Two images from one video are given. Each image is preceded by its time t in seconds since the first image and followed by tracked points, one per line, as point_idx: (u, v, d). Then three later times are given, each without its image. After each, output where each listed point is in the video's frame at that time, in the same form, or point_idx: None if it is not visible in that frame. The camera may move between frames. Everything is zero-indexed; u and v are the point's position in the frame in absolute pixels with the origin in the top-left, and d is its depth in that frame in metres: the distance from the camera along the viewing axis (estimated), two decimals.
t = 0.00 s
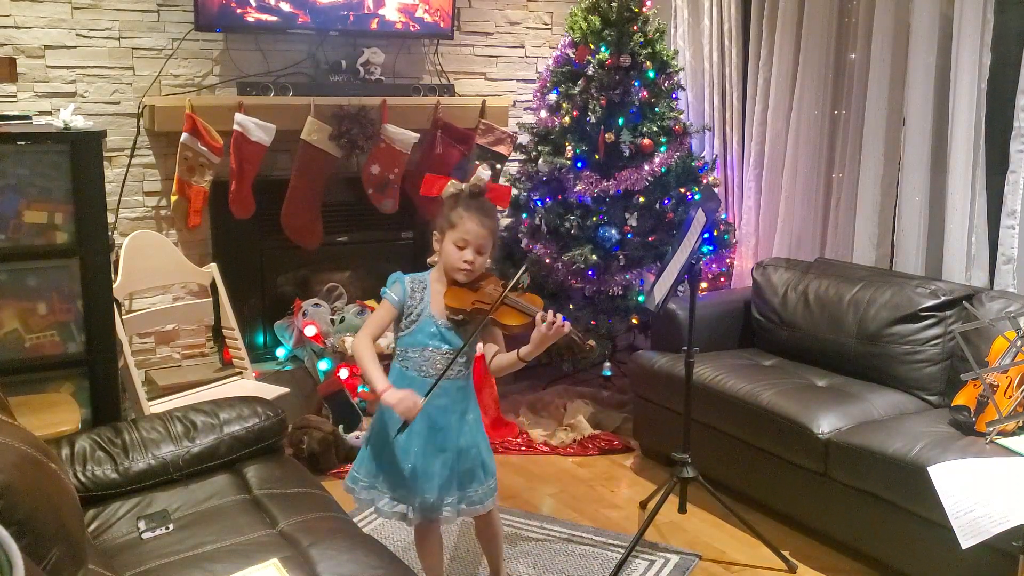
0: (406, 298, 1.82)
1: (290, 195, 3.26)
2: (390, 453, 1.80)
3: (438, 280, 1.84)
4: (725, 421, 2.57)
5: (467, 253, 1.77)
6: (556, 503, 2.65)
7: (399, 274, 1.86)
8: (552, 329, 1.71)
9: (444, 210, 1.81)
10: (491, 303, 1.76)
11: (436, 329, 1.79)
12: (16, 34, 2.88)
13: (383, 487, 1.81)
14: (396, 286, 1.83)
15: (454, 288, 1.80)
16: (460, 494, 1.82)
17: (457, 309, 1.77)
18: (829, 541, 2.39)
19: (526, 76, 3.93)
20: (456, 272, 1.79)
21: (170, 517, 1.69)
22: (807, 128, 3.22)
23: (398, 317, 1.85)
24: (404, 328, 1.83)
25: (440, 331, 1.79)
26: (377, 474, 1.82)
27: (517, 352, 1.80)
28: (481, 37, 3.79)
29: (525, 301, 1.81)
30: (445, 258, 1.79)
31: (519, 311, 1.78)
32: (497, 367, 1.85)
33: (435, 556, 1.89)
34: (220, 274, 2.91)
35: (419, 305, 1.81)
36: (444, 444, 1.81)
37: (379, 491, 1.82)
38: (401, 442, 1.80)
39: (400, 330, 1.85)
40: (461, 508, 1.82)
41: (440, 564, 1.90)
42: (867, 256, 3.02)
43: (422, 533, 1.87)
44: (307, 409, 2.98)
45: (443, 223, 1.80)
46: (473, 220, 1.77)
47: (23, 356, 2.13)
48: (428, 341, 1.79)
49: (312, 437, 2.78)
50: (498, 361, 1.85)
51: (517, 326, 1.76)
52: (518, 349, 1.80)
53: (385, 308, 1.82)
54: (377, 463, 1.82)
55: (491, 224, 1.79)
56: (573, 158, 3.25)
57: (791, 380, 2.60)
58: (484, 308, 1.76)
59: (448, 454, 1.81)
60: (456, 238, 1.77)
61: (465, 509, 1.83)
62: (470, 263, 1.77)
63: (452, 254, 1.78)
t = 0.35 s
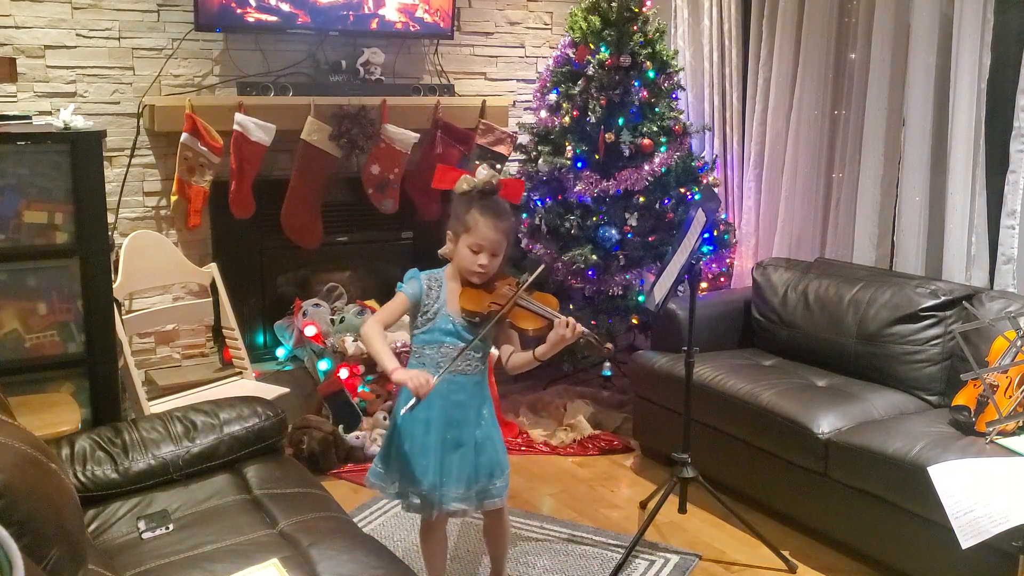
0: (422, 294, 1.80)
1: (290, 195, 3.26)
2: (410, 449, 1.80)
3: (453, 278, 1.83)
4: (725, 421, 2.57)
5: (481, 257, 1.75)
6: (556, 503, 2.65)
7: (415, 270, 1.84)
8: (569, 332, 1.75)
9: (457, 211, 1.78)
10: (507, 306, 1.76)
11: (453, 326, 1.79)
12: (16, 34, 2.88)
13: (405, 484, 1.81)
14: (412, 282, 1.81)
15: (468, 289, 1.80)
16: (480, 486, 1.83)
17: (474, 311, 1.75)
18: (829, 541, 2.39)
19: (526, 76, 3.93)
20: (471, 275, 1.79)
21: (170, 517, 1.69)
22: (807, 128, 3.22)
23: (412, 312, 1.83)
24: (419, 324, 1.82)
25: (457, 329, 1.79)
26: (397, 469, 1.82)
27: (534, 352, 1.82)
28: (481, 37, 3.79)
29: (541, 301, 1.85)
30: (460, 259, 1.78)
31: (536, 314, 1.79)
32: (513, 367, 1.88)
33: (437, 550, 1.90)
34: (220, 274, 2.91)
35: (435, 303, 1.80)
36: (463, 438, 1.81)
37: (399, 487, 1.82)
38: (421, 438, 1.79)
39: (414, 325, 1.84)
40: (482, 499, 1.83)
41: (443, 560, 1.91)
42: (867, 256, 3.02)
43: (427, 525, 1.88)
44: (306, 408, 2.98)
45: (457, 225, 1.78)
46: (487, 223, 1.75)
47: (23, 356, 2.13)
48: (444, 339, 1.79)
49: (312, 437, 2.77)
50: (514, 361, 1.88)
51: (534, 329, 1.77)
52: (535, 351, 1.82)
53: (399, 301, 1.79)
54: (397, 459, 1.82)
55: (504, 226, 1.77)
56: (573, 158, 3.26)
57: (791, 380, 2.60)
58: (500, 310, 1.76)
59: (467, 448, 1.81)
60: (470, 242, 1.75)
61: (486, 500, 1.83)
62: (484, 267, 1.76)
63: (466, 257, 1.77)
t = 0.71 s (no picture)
0: (449, 296, 1.81)
1: (290, 195, 3.26)
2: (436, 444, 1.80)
3: (479, 279, 1.84)
4: (725, 421, 2.57)
5: (507, 260, 1.76)
6: (556, 503, 2.65)
7: (440, 272, 1.84)
8: (603, 331, 1.80)
9: (478, 214, 1.77)
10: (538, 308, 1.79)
11: (481, 327, 1.80)
12: (16, 34, 2.88)
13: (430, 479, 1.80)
14: (439, 284, 1.81)
15: (494, 291, 1.81)
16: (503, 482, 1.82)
17: (503, 313, 1.77)
18: (829, 541, 2.39)
19: (526, 76, 3.93)
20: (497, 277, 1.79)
21: (170, 517, 1.69)
22: (807, 127, 3.22)
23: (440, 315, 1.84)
24: (447, 327, 1.83)
25: (486, 330, 1.80)
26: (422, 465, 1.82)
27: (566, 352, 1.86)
28: (481, 37, 3.79)
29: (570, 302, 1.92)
30: (485, 262, 1.78)
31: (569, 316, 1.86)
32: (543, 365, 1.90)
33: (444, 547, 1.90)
34: (220, 274, 2.91)
35: (463, 305, 1.81)
36: (488, 433, 1.80)
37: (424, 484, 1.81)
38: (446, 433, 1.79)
39: (441, 326, 1.85)
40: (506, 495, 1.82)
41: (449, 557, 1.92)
42: (867, 256, 3.02)
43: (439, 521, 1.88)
44: (306, 408, 2.98)
45: (480, 230, 1.77)
46: (511, 226, 1.74)
47: (23, 356, 2.13)
48: (474, 340, 1.80)
49: (312, 437, 2.77)
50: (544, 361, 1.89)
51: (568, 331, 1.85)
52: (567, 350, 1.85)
53: (427, 304, 1.80)
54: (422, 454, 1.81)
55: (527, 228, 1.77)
56: (573, 158, 3.26)
57: (791, 380, 2.60)
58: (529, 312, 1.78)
59: (492, 444, 1.81)
60: (496, 246, 1.75)
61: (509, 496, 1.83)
62: (511, 269, 1.77)
63: (491, 261, 1.77)
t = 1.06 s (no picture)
0: (472, 299, 1.79)
1: (290, 196, 3.25)
2: (456, 444, 1.80)
3: (500, 282, 1.82)
4: (724, 421, 2.57)
5: (531, 267, 1.75)
6: (556, 503, 2.65)
7: (463, 274, 1.82)
8: (627, 337, 1.81)
9: (501, 219, 1.76)
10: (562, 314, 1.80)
11: (504, 330, 1.80)
12: (16, 34, 2.88)
13: (448, 478, 1.79)
14: (462, 287, 1.79)
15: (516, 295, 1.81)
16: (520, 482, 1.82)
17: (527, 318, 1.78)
18: (829, 541, 2.39)
19: (526, 76, 3.93)
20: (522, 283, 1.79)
21: (170, 517, 1.69)
22: (807, 127, 3.22)
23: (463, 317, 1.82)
24: (470, 329, 1.82)
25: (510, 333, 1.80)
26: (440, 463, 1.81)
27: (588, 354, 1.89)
28: (481, 37, 3.79)
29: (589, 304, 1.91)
30: (508, 268, 1.77)
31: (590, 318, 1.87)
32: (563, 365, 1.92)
33: (448, 549, 1.89)
34: (220, 274, 2.91)
35: (486, 308, 1.80)
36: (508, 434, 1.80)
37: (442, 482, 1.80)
38: (467, 432, 1.79)
39: (462, 328, 1.84)
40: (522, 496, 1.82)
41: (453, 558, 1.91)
42: (867, 256, 3.02)
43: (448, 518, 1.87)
44: (306, 408, 2.98)
45: (503, 237, 1.75)
46: (535, 235, 1.73)
47: (23, 356, 2.13)
48: (497, 342, 1.80)
49: (312, 437, 2.77)
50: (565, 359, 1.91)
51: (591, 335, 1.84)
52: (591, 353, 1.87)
53: (451, 308, 1.78)
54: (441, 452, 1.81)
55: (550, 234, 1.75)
56: (573, 158, 3.26)
57: (791, 380, 2.60)
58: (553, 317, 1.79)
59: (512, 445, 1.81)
60: (519, 253, 1.73)
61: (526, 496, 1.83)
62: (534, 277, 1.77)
63: (515, 268, 1.76)
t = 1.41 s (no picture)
0: (487, 299, 1.80)
1: (291, 196, 3.25)
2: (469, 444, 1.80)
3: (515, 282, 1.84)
4: (724, 421, 2.57)
5: (544, 262, 1.74)
6: (555, 503, 2.65)
7: (477, 275, 1.84)
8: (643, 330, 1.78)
9: (515, 215, 1.77)
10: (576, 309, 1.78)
11: (519, 329, 1.80)
12: (16, 34, 2.88)
13: (460, 478, 1.80)
14: (477, 287, 1.81)
15: (531, 293, 1.81)
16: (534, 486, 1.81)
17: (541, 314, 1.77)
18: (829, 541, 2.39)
19: (526, 76, 3.93)
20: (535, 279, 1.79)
21: (170, 517, 1.69)
22: (807, 127, 3.22)
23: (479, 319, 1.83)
24: (487, 331, 1.82)
25: (525, 332, 1.80)
26: (453, 463, 1.82)
27: (604, 352, 1.86)
28: (481, 37, 3.79)
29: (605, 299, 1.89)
30: (522, 264, 1.77)
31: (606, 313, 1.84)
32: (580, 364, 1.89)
33: (453, 548, 1.89)
34: (220, 274, 2.91)
35: (500, 308, 1.81)
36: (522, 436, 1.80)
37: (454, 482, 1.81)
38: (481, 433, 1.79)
39: (479, 329, 1.84)
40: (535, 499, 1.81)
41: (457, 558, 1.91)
42: (867, 256, 3.02)
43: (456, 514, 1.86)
44: (306, 408, 2.98)
45: (516, 233, 1.76)
46: (547, 228, 1.73)
47: (23, 356, 2.13)
48: (513, 342, 1.80)
49: (312, 437, 2.77)
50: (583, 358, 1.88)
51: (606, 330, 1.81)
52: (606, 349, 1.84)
53: (467, 309, 1.79)
54: (455, 452, 1.82)
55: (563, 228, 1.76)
56: (573, 158, 3.26)
57: (791, 380, 2.60)
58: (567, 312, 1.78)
59: (525, 447, 1.80)
60: (532, 248, 1.74)
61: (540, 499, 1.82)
62: (548, 272, 1.76)
63: (528, 263, 1.76)
